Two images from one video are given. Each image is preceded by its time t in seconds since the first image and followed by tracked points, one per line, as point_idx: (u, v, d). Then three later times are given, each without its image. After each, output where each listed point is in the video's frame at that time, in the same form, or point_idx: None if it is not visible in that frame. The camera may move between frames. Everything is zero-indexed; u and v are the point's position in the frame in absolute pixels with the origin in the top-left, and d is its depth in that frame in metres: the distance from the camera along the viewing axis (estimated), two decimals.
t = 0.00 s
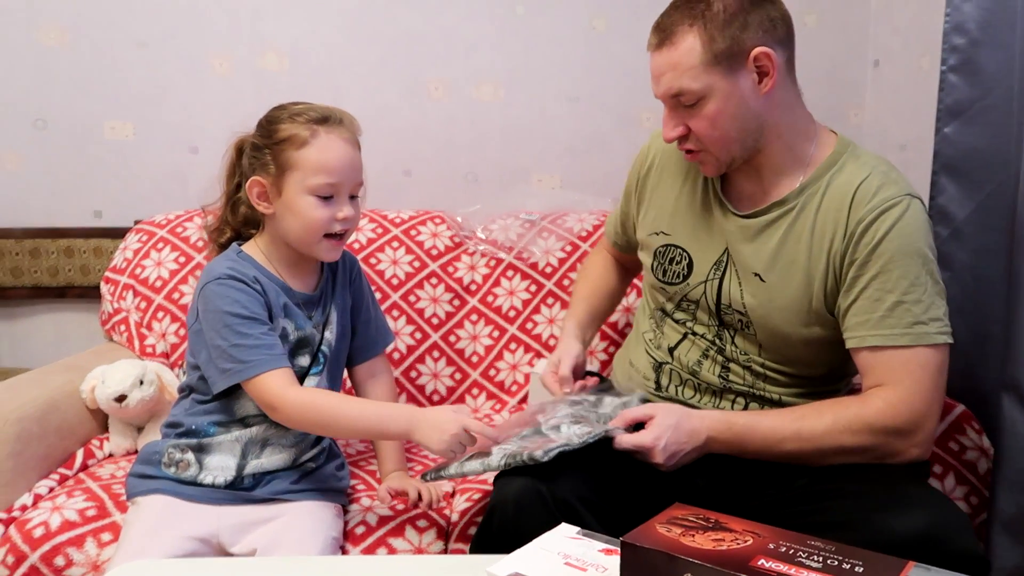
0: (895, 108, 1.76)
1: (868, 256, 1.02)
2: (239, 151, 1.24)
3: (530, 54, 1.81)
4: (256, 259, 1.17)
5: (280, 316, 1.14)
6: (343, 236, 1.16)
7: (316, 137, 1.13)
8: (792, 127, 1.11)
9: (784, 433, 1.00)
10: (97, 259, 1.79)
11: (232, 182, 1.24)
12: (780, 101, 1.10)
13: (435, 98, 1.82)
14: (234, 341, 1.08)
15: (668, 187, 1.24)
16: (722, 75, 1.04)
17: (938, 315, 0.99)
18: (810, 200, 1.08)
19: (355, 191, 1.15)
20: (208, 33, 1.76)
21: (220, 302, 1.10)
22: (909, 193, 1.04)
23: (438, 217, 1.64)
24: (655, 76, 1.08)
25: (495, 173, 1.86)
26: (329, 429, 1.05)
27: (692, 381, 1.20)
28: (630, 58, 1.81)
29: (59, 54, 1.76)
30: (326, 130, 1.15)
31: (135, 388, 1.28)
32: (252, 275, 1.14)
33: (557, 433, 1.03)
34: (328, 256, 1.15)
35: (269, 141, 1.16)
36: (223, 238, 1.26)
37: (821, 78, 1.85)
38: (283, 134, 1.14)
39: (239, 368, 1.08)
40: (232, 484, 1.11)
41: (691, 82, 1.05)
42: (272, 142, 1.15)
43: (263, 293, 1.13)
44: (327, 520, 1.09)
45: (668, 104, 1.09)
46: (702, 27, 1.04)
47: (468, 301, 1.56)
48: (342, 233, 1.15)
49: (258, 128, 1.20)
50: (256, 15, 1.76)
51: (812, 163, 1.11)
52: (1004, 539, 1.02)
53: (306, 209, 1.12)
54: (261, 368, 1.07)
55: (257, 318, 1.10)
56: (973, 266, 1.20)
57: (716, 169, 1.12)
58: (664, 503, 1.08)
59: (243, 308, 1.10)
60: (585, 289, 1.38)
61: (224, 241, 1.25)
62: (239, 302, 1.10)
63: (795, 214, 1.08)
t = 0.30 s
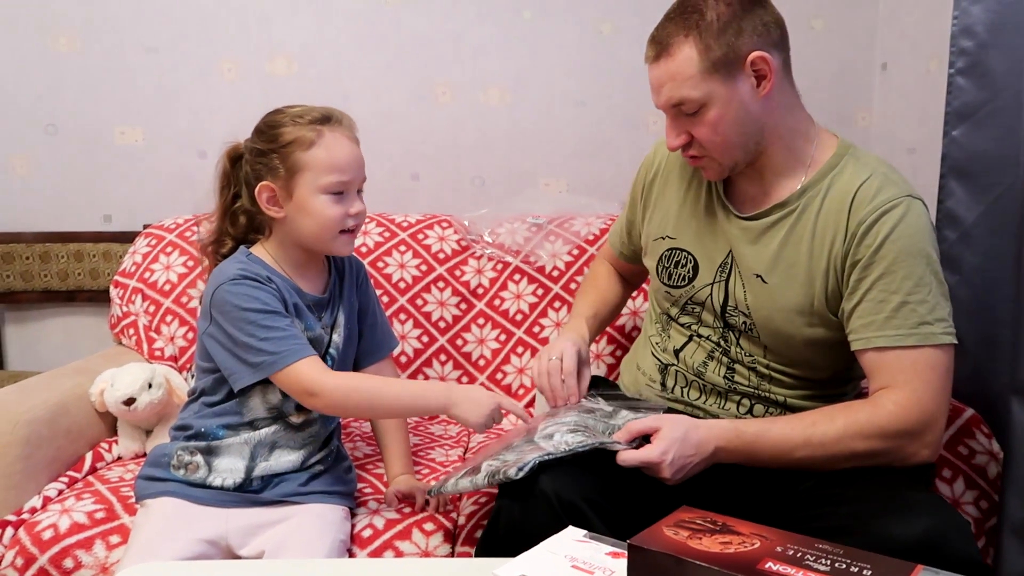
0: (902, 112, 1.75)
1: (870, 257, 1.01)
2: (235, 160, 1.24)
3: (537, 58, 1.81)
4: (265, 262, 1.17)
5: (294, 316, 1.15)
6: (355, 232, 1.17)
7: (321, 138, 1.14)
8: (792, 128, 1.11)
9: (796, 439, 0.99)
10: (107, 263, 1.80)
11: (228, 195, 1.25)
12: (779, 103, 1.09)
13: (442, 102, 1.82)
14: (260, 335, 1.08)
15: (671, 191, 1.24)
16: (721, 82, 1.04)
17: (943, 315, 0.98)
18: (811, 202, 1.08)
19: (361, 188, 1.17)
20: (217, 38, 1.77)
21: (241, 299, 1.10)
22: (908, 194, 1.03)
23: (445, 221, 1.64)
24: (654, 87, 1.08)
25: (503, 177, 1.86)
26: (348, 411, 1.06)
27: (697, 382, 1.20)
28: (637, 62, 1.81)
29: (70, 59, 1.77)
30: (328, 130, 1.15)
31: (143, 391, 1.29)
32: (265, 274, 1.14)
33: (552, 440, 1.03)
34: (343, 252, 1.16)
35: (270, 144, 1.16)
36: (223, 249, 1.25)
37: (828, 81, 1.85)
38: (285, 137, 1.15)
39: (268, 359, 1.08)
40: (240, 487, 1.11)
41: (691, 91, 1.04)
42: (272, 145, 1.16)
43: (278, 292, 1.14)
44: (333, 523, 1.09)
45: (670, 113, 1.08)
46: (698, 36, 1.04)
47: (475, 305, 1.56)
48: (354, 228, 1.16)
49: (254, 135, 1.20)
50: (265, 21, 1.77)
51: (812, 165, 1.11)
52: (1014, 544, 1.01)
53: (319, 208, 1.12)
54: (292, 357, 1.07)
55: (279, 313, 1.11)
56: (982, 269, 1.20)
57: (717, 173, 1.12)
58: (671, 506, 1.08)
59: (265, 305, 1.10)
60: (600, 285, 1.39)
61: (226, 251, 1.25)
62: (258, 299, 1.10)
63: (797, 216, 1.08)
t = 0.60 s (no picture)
0: (906, 114, 1.75)
1: (872, 258, 1.01)
2: (223, 168, 1.24)
3: (540, 60, 1.81)
4: (258, 266, 1.18)
5: (278, 322, 1.15)
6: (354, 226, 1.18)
7: (316, 134, 1.15)
8: (796, 130, 1.11)
9: (800, 442, 0.99)
10: (109, 265, 1.80)
11: (217, 206, 1.24)
12: (783, 107, 1.10)
13: (444, 104, 1.82)
14: (224, 347, 1.09)
15: (674, 192, 1.24)
16: (729, 88, 1.04)
17: (943, 317, 0.98)
18: (813, 203, 1.07)
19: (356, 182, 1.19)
20: (220, 40, 1.78)
21: (217, 306, 1.11)
22: (910, 197, 1.03)
23: (447, 223, 1.64)
24: (660, 96, 1.07)
25: (505, 179, 1.86)
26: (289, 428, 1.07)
27: (700, 382, 1.20)
28: (639, 64, 1.81)
29: (73, 61, 1.77)
30: (321, 128, 1.17)
31: (145, 393, 1.28)
32: (250, 281, 1.15)
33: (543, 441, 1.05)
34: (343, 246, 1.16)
35: (262, 145, 1.16)
36: (215, 260, 1.24)
37: (831, 84, 1.85)
38: (279, 136, 1.15)
39: (217, 371, 1.09)
40: (241, 489, 1.11)
41: (698, 98, 1.04)
42: (265, 146, 1.16)
43: (258, 301, 1.14)
44: (333, 525, 1.08)
45: (676, 121, 1.08)
46: (704, 42, 1.04)
47: (477, 307, 1.56)
48: (353, 223, 1.17)
49: (244, 140, 1.20)
50: (267, 23, 1.77)
51: (815, 166, 1.11)
52: (1018, 548, 1.00)
53: (318, 202, 1.13)
54: (243, 376, 1.08)
55: (252, 324, 1.11)
56: (986, 271, 1.19)
57: (724, 178, 1.11)
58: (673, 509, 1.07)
59: (239, 313, 1.11)
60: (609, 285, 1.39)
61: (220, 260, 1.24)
62: (229, 308, 1.11)
63: (799, 217, 1.08)
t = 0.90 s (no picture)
0: (906, 114, 1.75)
1: (874, 257, 1.01)
2: (209, 164, 1.23)
3: (540, 59, 1.81)
4: (233, 274, 1.17)
5: (251, 330, 1.14)
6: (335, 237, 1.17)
7: (307, 140, 1.15)
8: (802, 128, 1.11)
9: (802, 438, 0.98)
10: (109, 265, 1.80)
11: (202, 201, 1.24)
12: (792, 104, 1.10)
13: (444, 105, 1.82)
14: (176, 360, 1.08)
15: (678, 191, 1.24)
16: (742, 80, 1.04)
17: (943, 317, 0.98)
18: (817, 202, 1.07)
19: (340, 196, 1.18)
20: (220, 41, 1.78)
21: (176, 319, 1.11)
22: (913, 198, 1.03)
23: (447, 223, 1.64)
24: (669, 88, 1.07)
25: (505, 179, 1.86)
26: (221, 447, 1.07)
27: (701, 379, 1.20)
28: (639, 63, 1.81)
29: (73, 62, 1.77)
30: (314, 134, 1.16)
31: (144, 394, 1.28)
32: (219, 290, 1.14)
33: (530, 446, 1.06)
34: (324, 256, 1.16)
35: (251, 147, 1.16)
36: (198, 258, 1.24)
37: (830, 83, 1.85)
38: (269, 139, 1.15)
39: (162, 380, 1.08)
40: (235, 490, 1.12)
41: (710, 90, 1.04)
42: (254, 148, 1.16)
43: (223, 313, 1.13)
44: (330, 525, 1.08)
45: (686, 114, 1.07)
46: (717, 34, 1.04)
47: (477, 307, 1.56)
48: (334, 234, 1.17)
49: (233, 139, 1.20)
50: (267, 23, 1.77)
51: (819, 166, 1.11)
52: (1017, 547, 1.00)
53: (301, 212, 1.13)
54: (185, 390, 1.07)
55: (207, 338, 1.10)
56: (986, 271, 1.19)
57: (733, 172, 1.11)
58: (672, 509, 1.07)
59: (199, 326, 1.10)
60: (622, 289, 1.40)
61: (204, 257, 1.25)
62: (185, 318, 1.10)
63: (802, 216, 1.08)
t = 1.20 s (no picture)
0: (906, 112, 1.75)
1: (882, 259, 1.01)
2: (201, 162, 1.23)
3: (540, 59, 1.81)
4: (214, 276, 1.17)
5: (228, 334, 1.14)
6: (319, 238, 1.16)
7: (296, 140, 1.15)
8: (806, 127, 1.12)
9: (814, 432, 0.99)
10: (110, 266, 1.80)
11: (193, 199, 1.24)
12: (797, 100, 1.10)
13: (445, 105, 1.82)
14: (137, 364, 1.08)
15: (681, 192, 1.24)
16: (750, 71, 1.05)
17: (953, 322, 0.98)
18: (823, 204, 1.08)
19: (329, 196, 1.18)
20: (220, 42, 1.78)
21: (145, 324, 1.10)
22: (918, 201, 1.04)
23: (448, 223, 1.64)
24: (677, 79, 1.08)
25: (506, 178, 1.86)
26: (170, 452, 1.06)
27: (704, 379, 1.19)
28: (640, 63, 1.81)
29: (74, 63, 1.78)
30: (303, 135, 1.16)
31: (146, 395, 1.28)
32: (191, 295, 1.13)
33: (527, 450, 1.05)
34: (306, 257, 1.15)
35: (242, 146, 1.16)
36: (188, 257, 1.26)
37: (831, 82, 1.85)
38: (260, 138, 1.15)
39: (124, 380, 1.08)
40: (235, 490, 1.12)
41: (717, 81, 1.04)
42: (244, 147, 1.16)
43: (191, 319, 1.12)
44: (332, 524, 1.08)
45: (692, 105, 1.08)
46: (726, 24, 1.05)
47: (478, 307, 1.56)
48: (319, 234, 1.16)
49: (225, 137, 1.20)
50: (268, 24, 1.78)
51: (824, 166, 1.11)
52: (1018, 544, 1.00)
53: (285, 209, 1.12)
54: (141, 394, 1.06)
55: (173, 343, 1.09)
56: (988, 270, 1.19)
57: (739, 168, 1.10)
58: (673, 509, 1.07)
59: (163, 331, 1.09)
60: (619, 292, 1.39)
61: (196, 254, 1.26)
62: (152, 322, 1.10)
63: (809, 217, 1.08)
